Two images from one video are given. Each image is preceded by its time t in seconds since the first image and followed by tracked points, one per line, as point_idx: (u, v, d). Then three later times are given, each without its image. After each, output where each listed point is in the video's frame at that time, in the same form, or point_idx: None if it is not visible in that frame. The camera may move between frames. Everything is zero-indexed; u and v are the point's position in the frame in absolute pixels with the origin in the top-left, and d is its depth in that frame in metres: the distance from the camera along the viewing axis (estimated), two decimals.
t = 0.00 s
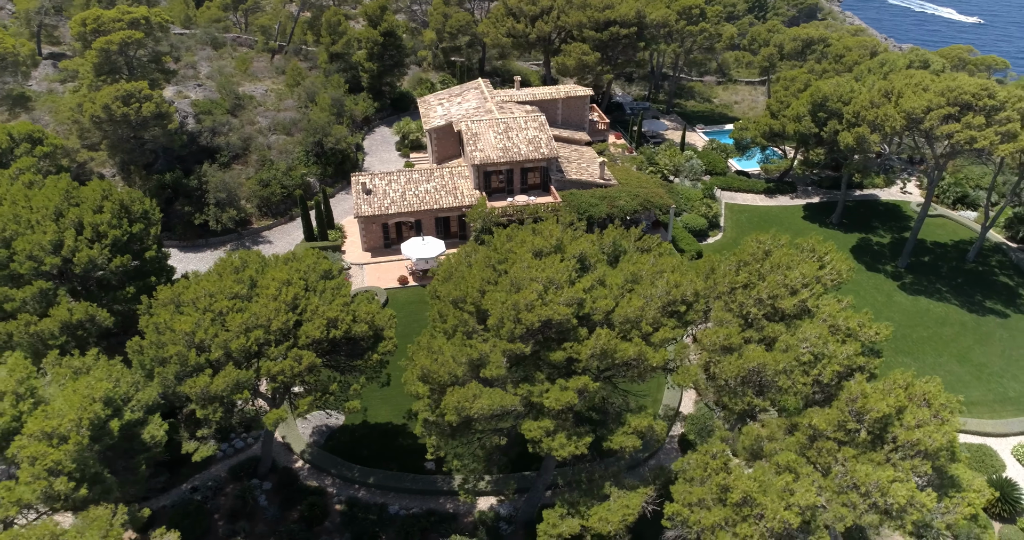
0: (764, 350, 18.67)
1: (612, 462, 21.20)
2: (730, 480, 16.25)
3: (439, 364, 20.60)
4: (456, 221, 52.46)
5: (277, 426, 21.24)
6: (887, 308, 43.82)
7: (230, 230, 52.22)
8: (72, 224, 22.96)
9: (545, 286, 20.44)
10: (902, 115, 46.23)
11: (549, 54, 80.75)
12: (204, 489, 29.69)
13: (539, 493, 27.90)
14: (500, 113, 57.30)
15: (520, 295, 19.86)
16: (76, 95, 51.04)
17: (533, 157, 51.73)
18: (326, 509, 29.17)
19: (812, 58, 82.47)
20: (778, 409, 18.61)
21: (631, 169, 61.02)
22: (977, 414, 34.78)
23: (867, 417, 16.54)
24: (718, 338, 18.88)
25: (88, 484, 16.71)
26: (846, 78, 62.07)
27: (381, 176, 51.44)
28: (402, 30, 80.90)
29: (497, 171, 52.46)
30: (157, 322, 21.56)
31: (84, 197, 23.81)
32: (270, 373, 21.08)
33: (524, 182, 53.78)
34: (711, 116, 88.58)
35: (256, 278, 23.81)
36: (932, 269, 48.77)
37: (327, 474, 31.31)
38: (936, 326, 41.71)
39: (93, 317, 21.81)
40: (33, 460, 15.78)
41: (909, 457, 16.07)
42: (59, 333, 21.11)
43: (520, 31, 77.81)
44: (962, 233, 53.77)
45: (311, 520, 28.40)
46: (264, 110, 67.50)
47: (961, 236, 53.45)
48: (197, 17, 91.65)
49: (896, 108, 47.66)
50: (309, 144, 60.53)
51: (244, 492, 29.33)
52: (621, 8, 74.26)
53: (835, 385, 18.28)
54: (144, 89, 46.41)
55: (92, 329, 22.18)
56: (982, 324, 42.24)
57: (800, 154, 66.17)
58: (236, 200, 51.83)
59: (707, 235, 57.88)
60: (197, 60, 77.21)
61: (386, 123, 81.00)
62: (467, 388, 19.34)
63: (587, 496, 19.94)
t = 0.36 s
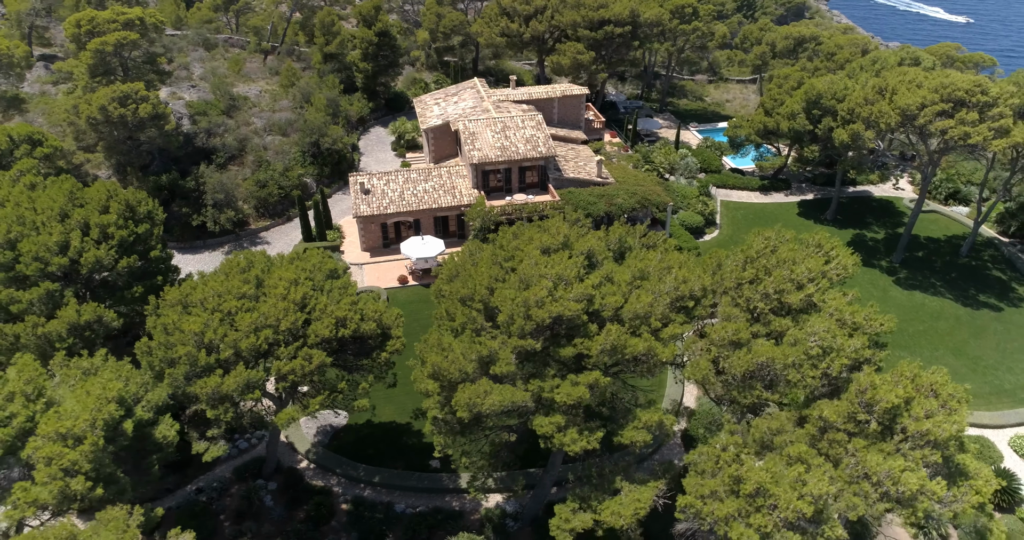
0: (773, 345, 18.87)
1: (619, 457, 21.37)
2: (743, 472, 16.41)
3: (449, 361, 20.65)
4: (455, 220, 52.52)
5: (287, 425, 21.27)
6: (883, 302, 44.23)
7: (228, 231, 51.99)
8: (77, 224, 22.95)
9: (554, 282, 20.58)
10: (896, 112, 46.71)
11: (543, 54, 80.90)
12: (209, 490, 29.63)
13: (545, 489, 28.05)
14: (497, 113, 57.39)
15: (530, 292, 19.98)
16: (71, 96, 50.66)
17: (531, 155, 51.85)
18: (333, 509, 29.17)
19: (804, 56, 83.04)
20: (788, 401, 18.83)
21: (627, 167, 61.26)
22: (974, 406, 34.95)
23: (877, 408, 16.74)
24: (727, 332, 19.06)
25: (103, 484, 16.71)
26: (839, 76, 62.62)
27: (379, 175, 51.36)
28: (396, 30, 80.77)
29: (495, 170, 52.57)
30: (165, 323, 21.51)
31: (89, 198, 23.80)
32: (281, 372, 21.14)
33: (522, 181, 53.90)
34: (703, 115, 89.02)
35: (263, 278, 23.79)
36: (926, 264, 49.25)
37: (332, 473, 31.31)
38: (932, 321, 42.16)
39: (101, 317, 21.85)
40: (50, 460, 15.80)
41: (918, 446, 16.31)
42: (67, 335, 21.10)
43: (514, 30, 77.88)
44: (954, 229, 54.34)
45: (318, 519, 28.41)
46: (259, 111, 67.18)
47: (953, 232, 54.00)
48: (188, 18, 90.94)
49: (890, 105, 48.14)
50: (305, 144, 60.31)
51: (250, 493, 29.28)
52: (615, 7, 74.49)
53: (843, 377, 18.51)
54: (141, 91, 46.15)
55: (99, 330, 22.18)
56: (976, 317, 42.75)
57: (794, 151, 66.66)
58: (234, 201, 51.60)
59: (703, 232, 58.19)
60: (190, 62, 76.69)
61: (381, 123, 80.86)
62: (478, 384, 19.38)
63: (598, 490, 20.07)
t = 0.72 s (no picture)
0: (781, 338, 19.11)
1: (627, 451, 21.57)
2: (756, 463, 16.58)
3: (459, 358, 20.75)
4: (453, 220, 52.60)
5: (297, 424, 21.28)
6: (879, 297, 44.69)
7: (224, 232, 51.68)
8: (82, 225, 22.86)
9: (563, 278, 20.72)
10: (890, 108, 47.23)
11: (536, 54, 81.09)
12: (214, 492, 29.54)
13: (551, 486, 28.20)
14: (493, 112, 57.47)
15: (539, 289, 20.13)
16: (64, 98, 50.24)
17: (528, 154, 51.99)
18: (339, 508, 29.17)
19: (795, 54, 83.69)
20: (796, 393, 19.06)
21: (623, 166, 61.56)
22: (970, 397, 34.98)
23: (885, 399, 16.95)
24: (736, 327, 19.29)
25: (118, 484, 16.68)
26: (831, 73, 63.19)
27: (376, 175, 51.32)
28: (390, 31, 80.68)
29: (493, 169, 52.68)
30: (174, 323, 21.52)
31: (93, 199, 23.71)
32: (291, 371, 21.20)
33: (520, 180, 54.00)
34: (696, 113, 89.54)
35: (270, 278, 23.82)
36: (919, 259, 49.77)
37: (337, 473, 31.31)
38: (927, 315, 42.64)
39: (108, 318, 21.79)
40: (65, 461, 15.76)
41: (927, 436, 16.56)
42: (74, 336, 21.02)
43: (507, 30, 77.98)
44: (946, 224, 54.95)
45: (324, 519, 28.40)
46: (254, 112, 66.88)
47: (945, 227, 54.64)
48: (177, 19, 90.20)
49: (883, 102, 48.67)
50: (301, 145, 60.13)
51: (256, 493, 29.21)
52: (608, 6, 74.79)
53: (851, 369, 18.75)
54: (136, 92, 45.85)
55: (105, 331, 22.10)
56: (970, 311, 43.29)
57: (787, 148, 67.22)
58: (231, 202, 51.41)
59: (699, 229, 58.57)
60: (182, 63, 76.21)
61: (375, 123, 80.72)
62: (490, 380, 19.49)
63: (609, 484, 20.22)
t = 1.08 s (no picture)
0: (790, 331, 19.32)
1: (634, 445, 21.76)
2: (768, 455, 16.75)
3: (469, 354, 20.84)
4: (451, 219, 52.64)
5: (306, 422, 21.29)
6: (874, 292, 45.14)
7: (222, 233, 51.43)
8: (87, 226, 22.81)
9: (572, 275, 20.85)
10: (884, 105, 47.67)
11: (529, 53, 81.14)
12: (220, 493, 29.48)
13: (557, 482, 28.31)
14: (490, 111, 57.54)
15: (549, 285, 20.25)
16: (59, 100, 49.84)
17: (526, 153, 52.10)
18: (345, 507, 29.19)
19: (786, 52, 84.18)
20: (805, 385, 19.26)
21: (619, 164, 61.80)
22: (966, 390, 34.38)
23: (894, 390, 17.16)
24: (744, 320, 19.49)
25: (132, 485, 16.61)
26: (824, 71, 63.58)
27: (374, 175, 51.29)
28: (384, 31, 80.51)
29: (490, 168, 52.74)
30: (183, 323, 21.53)
31: (97, 200, 23.70)
32: (301, 369, 21.23)
33: (517, 179, 54.06)
34: (688, 112, 89.97)
35: (277, 277, 23.83)
36: (913, 254, 50.26)
37: (342, 472, 31.30)
38: (922, 309, 43.11)
39: (115, 319, 21.76)
40: (80, 462, 15.71)
41: (935, 426, 16.78)
42: (81, 337, 20.99)
43: (501, 29, 77.92)
44: (938, 219, 55.51)
45: (330, 518, 28.40)
46: (248, 112, 66.58)
47: (938, 222, 55.20)
48: (168, 20, 89.44)
49: (877, 98, 49.11)
50: (297, 146, 59.90)
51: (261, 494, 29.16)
52: (602, 5, 74.97)
53: (858, 361, 18.96)
54: (132, 93, 45.51)
55: (112, 331, 22.07)
56: (964, 305, 43.80)
57: (780, 146, 67.71)
58: (228, 203, 51.25)
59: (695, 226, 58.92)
60: (174, 64, 75.73)
61: (370, 123, 80.57)
62: (500, 376, 19.60)
63: (619, 479, 20.34)
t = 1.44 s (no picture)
0: (797, 324, 19.56)
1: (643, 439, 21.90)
2: (779, 447, 16.96)
3: (479, 351, 20.93)
4: (449, 218, 52.67)
5: (317, 421, 21.32)
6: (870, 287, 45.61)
7: (219, 235, 51.27)
8: (93, 226, 22.80)
9: (580, 271, 21.00)
10: (878, 101, 48.18)
11: (523, 53, 81.26)
12: (225, 493, 29.43)
13: (562, 478, 28.48)
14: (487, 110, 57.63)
15: (558, 281, 20.38)
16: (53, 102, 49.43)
17: (523, 152, 52.20)
18: (351, 506, 29.22)
19: (778, 51, 84.73)
20: (813, 378, 19.50)
21: (616, 162, 62.03)
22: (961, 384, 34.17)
23: (901, 381, 17.38)
24: (752, 314, 19.74)
25: (147, 484, 16.59)
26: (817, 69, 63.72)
27: (372, 175, 51.25)
28: (379, 31, 80.36)
29: (488, 167, 52.80)
30: (191, 323, 21.54)
31: (103, 201, 23.70)
32: (310, 368, 21.29)
33: (515, 178, 54.14)
34: (681, 110, 90.39)
35: (284, 276, 23.85)
36: (907, 249, 50.76)
37: (347, 471, 31.30)
38: (917, 303, 43.60)
39: (123, 320, 21.76)
40: (96, 462, 15.69)
41: (943, 415, 17.04)
42: (89, 338, 20.97)
43: (495, 29, 77.97)
44: (931, 215, 56.07)
45: (337, 517, 28.40)
46: (243, 113, 66.28)
47: (930, 217, 55.78)
48: (159, 21, 88.76)
49: (872, 95, 49.57)
50: (293, 146, 59.67)
51: (267, 494, 29.11)
52: (595, 5, 75.19)
53: (865, 353, 19.21)
54: (128, 94, 45.19)
55: (119, 332, 22.06)
56: (958, 298, 44.34)
57: (774, 143, 68.23)
58: (226, 204, 51.07)
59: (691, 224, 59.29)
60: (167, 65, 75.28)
61: (364, 124, 80.45)
62: (511, 373, 19.70)
63: (629, 473, 20.49)
